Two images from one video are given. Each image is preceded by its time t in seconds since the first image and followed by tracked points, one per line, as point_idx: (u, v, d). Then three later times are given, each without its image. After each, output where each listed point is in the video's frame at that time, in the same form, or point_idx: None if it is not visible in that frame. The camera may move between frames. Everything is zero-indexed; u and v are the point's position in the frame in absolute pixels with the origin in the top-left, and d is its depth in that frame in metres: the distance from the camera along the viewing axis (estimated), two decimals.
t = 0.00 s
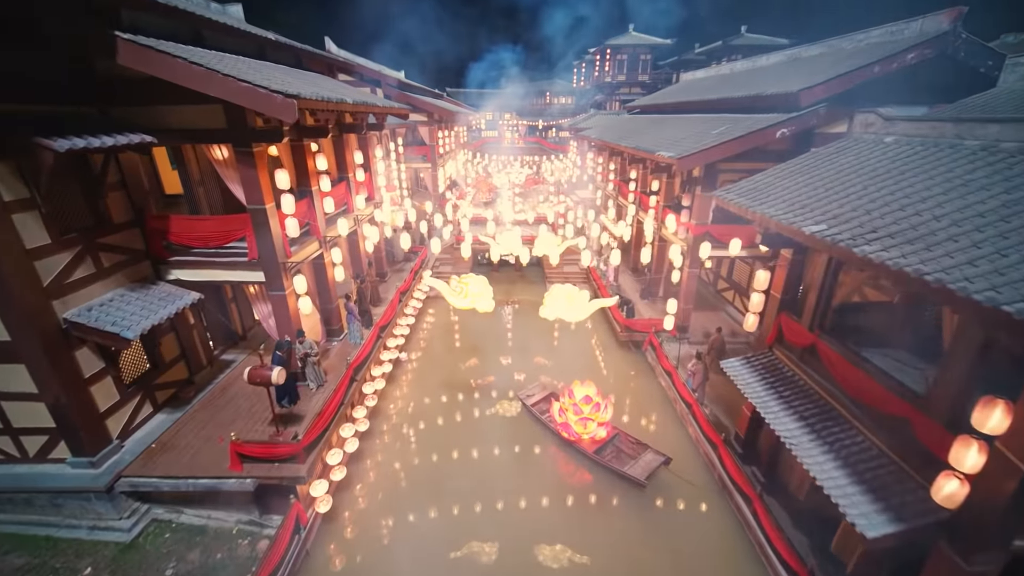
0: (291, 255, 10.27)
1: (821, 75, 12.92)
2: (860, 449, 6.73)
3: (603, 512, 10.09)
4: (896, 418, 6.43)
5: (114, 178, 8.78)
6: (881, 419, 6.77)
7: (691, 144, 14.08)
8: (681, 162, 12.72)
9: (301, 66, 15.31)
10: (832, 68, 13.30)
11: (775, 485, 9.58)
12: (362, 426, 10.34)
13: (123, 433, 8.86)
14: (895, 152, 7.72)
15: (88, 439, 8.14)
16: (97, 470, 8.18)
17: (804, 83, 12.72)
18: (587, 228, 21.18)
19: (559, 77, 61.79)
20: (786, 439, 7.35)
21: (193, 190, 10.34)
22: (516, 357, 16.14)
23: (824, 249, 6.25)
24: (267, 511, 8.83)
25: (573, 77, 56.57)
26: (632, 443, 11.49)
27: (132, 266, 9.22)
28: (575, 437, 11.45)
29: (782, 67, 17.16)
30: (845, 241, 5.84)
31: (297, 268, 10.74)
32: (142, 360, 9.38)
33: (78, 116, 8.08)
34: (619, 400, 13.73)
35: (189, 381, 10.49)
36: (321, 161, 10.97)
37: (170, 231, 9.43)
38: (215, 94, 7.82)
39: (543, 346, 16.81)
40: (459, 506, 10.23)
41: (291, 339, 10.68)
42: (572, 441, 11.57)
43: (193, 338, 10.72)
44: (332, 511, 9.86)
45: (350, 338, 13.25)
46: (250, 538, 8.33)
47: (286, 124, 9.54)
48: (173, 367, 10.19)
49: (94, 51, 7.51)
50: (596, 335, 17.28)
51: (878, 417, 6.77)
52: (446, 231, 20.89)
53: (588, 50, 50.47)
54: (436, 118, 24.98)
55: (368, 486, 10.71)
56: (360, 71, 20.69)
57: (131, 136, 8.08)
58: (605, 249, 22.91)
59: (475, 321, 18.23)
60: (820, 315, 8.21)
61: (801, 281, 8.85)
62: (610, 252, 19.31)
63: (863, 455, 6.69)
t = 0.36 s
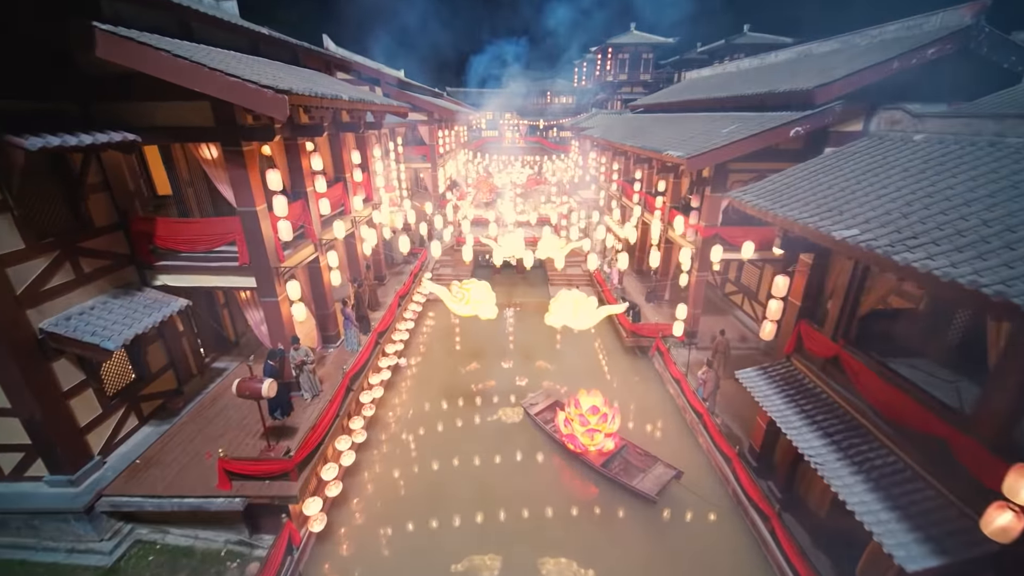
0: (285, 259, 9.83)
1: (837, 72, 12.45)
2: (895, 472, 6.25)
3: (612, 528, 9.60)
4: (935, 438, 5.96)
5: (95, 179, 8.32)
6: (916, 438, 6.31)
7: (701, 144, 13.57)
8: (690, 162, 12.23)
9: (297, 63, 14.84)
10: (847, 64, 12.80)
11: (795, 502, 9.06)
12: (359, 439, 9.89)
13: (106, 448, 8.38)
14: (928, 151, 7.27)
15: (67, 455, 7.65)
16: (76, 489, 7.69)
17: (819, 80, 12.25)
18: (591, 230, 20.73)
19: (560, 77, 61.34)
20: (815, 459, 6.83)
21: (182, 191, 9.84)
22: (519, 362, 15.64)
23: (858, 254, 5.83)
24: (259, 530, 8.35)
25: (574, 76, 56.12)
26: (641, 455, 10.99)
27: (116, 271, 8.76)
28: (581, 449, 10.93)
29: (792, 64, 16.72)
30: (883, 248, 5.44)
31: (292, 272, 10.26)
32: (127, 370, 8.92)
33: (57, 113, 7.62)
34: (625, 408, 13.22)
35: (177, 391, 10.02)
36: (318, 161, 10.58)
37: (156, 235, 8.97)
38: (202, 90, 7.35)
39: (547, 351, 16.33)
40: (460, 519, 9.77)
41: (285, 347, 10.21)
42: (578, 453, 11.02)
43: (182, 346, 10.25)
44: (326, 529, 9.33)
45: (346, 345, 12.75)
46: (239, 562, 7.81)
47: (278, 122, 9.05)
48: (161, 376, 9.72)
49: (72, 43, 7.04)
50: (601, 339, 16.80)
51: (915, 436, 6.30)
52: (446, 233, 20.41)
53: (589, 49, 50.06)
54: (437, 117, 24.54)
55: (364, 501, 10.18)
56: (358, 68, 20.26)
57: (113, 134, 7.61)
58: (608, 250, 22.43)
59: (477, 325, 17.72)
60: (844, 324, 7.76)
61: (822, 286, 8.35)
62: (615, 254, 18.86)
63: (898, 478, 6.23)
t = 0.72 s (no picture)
0: (278, 264, 9.38)
1: (852, 68, 11.96)
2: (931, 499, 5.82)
3: (622, 545, 9.11)
4: (977, 461, 5.52)
5: (75, 181, 7.88)
6: (955, 459, 5.87)
7: (711, 143, 13.07)
8: (700, 162, 11.75)
9: (292, 60, 14.39)
10: (863, 61, 12.30)
11: (815, 520, 8.55)
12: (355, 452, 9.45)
13: (86, 465, 7.91)
14: (965, 149, 6.82)
15: (43, 474, 7.15)
16: (54, 510, 7.24)
17: (834, 76, 11.76)
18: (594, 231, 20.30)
19: (561, 77, 60.84)
20: (843, 484, 6.39)
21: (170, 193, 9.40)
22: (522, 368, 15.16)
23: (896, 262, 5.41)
24: (250, 552, 7.89)
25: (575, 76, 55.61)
26: (651, 467, 10.50)
27: (100, 277, 8.33)
28: (588, 462, 10.44)
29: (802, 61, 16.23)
30: (928, 257, 5.03)
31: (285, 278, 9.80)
32: (110, 381, 8.47)
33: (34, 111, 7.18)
34: (632, 417, 12.74)
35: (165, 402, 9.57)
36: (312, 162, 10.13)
37: (142, 239, 8.54)
38: (187, 86, 6.90)
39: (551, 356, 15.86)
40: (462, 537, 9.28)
41: (277, 356, 9.75)
42: (585, 467, 10.52)
43: (170, 355, 9.77)
44: (321, 547, 8.82)
45: (342, 352, 12.30)
46: None
47: (269, 120, 8.58)
48: (147, 386, 9.27)
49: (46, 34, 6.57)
50: (605, 344, 16.35)
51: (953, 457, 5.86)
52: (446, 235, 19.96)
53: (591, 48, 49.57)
54: (436, 116, 24.06)
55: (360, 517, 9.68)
56: (356, 66, 19.81)
57: (93, 131, 7.13)
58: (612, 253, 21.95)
59: (478, 329, 17.26)
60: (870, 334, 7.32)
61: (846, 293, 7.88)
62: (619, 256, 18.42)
63: (937, 506, 5.77)
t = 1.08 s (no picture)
0: (269, 269, 8.92)
1: (868, 64, 11.49)
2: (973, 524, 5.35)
3: (632, 562, 8.63)
4: None
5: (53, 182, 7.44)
6: (998, 483, 5.39)
7: (720, 142, 12.59)
8: (710, 162, 11.25)
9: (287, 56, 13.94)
10: (880, 57, 11.83)
11: (836, 540, 8.07)
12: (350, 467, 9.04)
13: (64, 483, 7.44)
14: (1004, 148, 6.33)
15: (17, 495, 6.70)
16: (29, 532, 6.70)
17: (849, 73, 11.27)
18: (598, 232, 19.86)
19: (562, 76, 60.25)
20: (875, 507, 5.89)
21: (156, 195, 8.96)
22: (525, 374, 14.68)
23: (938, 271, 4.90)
24: (237, 574, 7.41)
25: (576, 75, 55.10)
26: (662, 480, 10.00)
27: (80, 283, 7.89)
28: (595, 475, 9.93)
29: (812, 58, 15.76)
30: (977, 264, 4.51)
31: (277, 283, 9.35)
32: (92, 393, 8.03)
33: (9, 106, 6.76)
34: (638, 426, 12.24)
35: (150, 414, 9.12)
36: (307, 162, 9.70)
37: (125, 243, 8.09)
38: (168, 80, 6.44)
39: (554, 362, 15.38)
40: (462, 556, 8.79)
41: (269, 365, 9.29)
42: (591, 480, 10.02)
43: (156, 364, 9.33)
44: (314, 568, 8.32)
45: (338, 358, 11.84)
46: None
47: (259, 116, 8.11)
48: (132, 398, 8.83)
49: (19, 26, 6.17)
50: (609, 349, 15.90)
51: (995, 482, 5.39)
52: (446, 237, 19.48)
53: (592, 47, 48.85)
54: (436, 115, 23.60)
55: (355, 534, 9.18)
56: (354, 63, 19.35)
57: (70, 129, 6.68)
58: (616, 254, 21.49)
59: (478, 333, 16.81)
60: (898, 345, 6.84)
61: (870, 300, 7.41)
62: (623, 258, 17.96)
63: (979, 534, 5.30)
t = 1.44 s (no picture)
0: (258, 274, 8.47)
1: (885, 59, 11.02)
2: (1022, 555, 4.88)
3: None
4: None
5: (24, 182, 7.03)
6: None
7: (730, 141, 12.12)
8: (720, 162, 10.77)
9: (281, 52, 13.47)
10: (897, 51, 11.35)
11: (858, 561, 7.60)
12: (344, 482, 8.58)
13: (37, 503, 6.99)
14: None
15: None
16: None
17: (866, 68, 10.77)
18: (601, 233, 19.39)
19: (563, 75, 59.70)
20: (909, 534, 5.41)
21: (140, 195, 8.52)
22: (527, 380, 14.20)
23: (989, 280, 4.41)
24: None
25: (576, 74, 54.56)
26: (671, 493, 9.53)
27: (56, 289, 7.43)
28: (601, 489, 9.41)
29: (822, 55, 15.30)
30: None
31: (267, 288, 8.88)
32: (70, 405, 7.57)
33: None
34: (645, 435, 11.75)
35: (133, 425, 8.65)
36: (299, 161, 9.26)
37: (104, 246, 7.63)
38: (144, 70, 5.97)
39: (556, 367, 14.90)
40: None
41: (259, 374, 8.83)
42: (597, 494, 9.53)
43: (140, 373, 8.89)
44: None
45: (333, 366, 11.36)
46: None
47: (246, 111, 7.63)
48: (115, 409, 8.37)
49: None
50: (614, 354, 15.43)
51: None
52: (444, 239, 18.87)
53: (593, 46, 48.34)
54: (436, 113, 23.11)
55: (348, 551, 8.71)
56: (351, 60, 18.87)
57: (44, 125, 6.21)
58: (620, 256, 21.02)
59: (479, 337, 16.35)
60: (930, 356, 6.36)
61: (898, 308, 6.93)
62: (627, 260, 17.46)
63: None
